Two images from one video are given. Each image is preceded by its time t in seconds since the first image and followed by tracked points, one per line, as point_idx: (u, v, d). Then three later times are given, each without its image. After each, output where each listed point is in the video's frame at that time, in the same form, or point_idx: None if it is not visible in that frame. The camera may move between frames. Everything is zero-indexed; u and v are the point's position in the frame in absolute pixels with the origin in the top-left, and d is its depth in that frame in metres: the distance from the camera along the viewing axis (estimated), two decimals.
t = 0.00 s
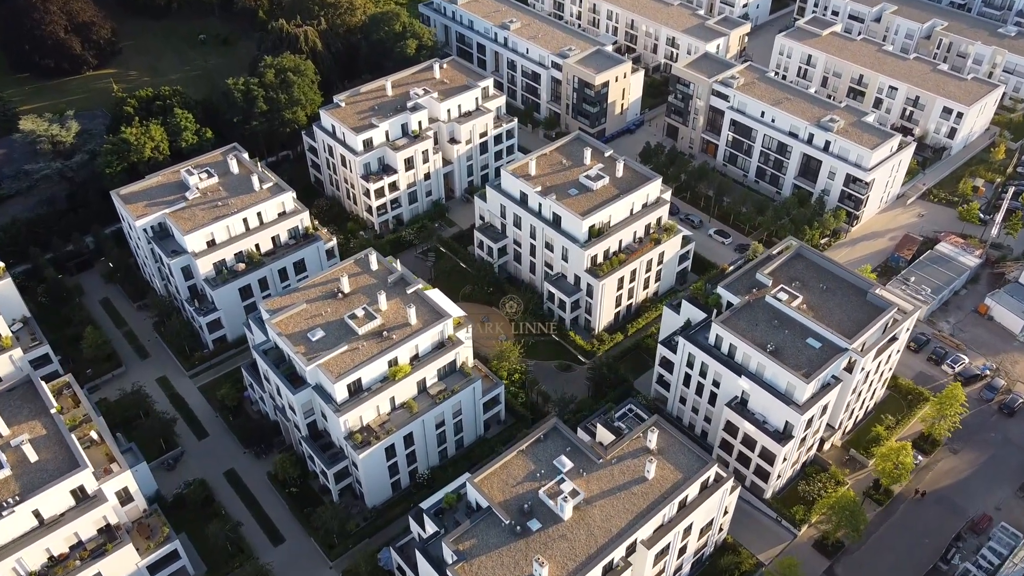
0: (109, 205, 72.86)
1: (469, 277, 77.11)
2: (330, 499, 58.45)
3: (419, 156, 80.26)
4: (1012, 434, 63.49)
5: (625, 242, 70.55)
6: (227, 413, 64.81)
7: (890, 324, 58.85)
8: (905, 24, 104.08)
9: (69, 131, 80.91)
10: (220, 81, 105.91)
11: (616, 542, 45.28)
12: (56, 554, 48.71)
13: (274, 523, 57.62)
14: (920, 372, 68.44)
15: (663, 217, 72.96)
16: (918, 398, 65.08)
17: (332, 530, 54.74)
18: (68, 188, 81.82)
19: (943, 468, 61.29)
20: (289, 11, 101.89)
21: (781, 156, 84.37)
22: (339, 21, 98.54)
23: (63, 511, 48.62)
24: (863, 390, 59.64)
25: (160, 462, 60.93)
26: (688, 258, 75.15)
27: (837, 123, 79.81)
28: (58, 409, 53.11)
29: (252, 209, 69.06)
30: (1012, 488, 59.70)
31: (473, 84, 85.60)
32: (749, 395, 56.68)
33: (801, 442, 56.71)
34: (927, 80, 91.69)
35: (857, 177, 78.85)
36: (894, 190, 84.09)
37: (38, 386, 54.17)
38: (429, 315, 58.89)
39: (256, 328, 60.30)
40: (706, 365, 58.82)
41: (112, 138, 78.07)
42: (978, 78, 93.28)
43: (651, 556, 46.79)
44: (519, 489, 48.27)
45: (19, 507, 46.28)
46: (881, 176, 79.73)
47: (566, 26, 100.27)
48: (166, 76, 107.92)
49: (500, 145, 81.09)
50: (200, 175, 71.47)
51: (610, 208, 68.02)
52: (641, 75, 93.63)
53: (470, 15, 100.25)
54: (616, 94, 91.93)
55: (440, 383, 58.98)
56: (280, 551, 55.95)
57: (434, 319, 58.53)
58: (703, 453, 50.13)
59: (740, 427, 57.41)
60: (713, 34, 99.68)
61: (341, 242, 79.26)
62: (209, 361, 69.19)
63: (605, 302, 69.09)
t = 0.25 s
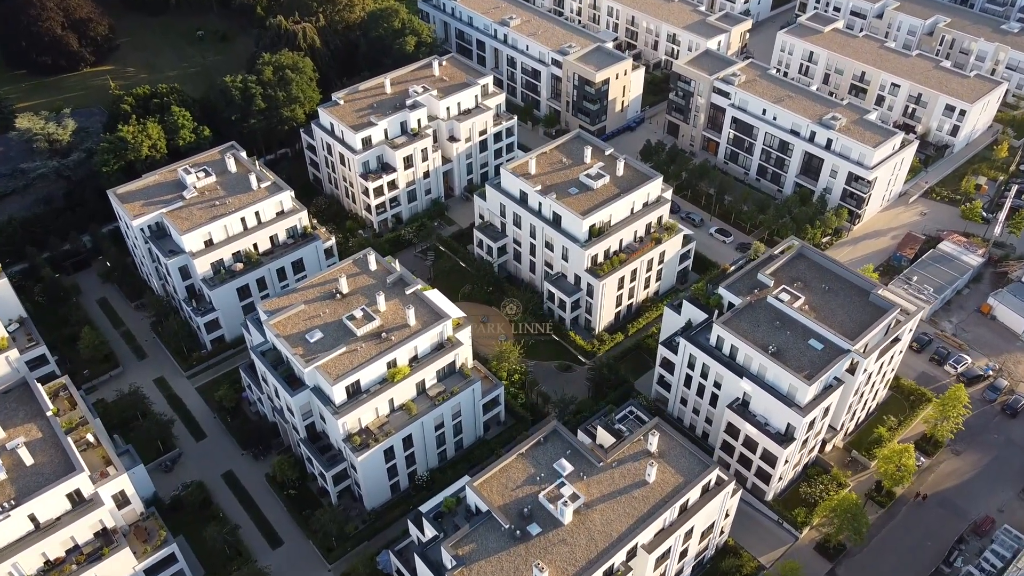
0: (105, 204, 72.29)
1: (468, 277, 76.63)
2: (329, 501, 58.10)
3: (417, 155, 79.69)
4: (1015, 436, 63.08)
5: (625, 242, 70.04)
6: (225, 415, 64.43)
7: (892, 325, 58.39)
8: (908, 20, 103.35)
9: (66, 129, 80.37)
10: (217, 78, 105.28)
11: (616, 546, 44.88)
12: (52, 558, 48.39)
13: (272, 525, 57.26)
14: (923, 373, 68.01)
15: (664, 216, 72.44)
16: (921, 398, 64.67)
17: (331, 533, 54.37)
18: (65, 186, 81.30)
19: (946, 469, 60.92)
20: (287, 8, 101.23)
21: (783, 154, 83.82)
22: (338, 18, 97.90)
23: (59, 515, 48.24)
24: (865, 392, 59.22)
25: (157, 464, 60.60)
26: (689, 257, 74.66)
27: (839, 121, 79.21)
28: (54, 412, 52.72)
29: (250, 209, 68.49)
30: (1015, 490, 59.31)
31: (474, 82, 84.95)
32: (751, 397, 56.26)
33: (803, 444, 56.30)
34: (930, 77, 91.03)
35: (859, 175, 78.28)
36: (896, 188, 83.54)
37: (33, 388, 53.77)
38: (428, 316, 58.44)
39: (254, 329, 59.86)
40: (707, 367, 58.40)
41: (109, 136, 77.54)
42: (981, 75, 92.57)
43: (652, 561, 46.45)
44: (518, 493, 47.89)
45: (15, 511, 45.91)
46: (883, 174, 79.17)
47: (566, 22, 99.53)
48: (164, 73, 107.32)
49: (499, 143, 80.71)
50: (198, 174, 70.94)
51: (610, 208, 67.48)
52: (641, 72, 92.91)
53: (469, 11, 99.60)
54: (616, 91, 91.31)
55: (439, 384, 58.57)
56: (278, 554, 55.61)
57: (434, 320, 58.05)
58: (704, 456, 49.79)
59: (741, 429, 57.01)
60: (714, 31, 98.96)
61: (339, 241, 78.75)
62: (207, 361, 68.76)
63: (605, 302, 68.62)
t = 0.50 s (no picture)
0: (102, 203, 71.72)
1: (468, 276, 76.18)
2: (327, 503, 57.73)
3: (417, 153, 79.11)
4: (1018, 436, 62.71)
5: (626, 242, 69.55)
6: (223, 416, 64.03)
7: (895, 326, 57.95)
8: (910, 16, 102.74)
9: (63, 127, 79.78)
10: (216, 75, 104.61)
11: (616, 551, 44.47)
12: (48, 562, 48.02)
13: (271, 527, 56.90)
14: (925, 373, 67.62)
15: (664, 215, 71.94)
16: (923, 399, 64.26)
17: (329, 535, 54.06)
18: (62, 185, 80.73)
19: (948, 471, 60.54)
20: (286, 5, 100.60)
21: (784, 152, 83.28)
22: (338, 14, 97.04)
23: (55, 519, 47.84)
24: (867, 393, 58.81)
25: (155, 465, 60.21)
26: (689, 256, 74.20)
27: (842, 119, 78.63)
28: (50, 414, 52.30)
29: (247, 208, 67.90)
30: (1018, 492, 58.96)
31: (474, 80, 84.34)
32: (752, 398, 55.82)
33: (805, 446, 55.88)
34: (933, 74, 90.44)
35: (861, 173, 77.68)
36: (898, 186, 83.02)
37: (29, 390, 53.31)
38: (427, 317, 57.99)
39: (252, 330, 59.40)
40: (708, 368, 57.94)
41: (106, 134, 76.95)
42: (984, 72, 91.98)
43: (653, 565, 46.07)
44: (518, 496, 47.49)
45: (10, 516, 45.52)
46: (886, 172, 78.61)
47: (566, 18, 98.89)
48: (161, 70, 106.72)
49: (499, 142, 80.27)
50: (195, 173, 70.38)
51: (611, 207, 66.95)
52: (642, 69, 92.22)
53: (469, 8, 98.90)
54: (616, 89, 90.67)
55: (439, 386, 58.15)
56: (276, 557, 55.25)
57: (433, 321, 57.61)
58: (705, 459, 49.39)
59: (742, 431, 56.58)
60: (715, 27, 98.30)
61: (338, 240, 78.23)
62: (205, 361, 68.30)
63: (605, 302, 68.16)
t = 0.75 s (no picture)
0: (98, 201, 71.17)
1: (467, 275, 75.72)
2: (326, 506, 57.37)
3: (416, 151, 78.54)
4: (1021, 438, 62.33)
5: (626, 241, 69.06)
6: (220, 417, 63.61)
7: (898, 327, 57.52)
8: (912, 13, 102.05)
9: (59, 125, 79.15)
10: (213, 72, 104.00)
11: (617, 556, 44.06)
12: (44, 567, 47.62)
13: (269, 530, 56.55)
14: (928, 373, 67.21)
15: (665, 214, 71.45)
16: (925, 400, 63.85)
17: (328, 539, 53.36)
18: (59, 183, 80.18)
19: (951, 472, 60.18)
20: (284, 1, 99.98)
21: (786, 150, 82.74)
22: (336, 10, 96.60)
23: (50, 523, 47.41)
24: (869, 395, 58.40)
25: (152, 467, 59.83)
26: (690, 256, 73.73)
27: (844, 117, 78.05)
28: (46, 417, 51.88)
29: (245, 208, 67.38)
30: (1021, 494, 58.58)
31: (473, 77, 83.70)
32: (754, 400, 55.40)
33: (806, 448, 55.46)
34: (935, 71, 89.80)
35: (863, 172, 77.12)
36: (900, 184, 82.51)
37: (24, 392, 52.88)
38: (426, 318, 57.54)
39: (250, 331, 58.94)
40: (710, 369, 57.50)
41: (102, 132, 76.35)
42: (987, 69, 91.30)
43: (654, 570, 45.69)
44: (518, 500, 47.11)
45: (6, 521, 45.10)
46: (888, 171, 78.06)
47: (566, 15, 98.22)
48: (159, 66, 106.09)
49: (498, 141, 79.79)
50: (192, 172, 69.82)
51: (611, 207, 66.43)
52: (642, 66, 91.54)
53: (469, 4, 98.24)
54: (616, 86, 90.01)
55: (438, 387, 57.74)
56: (275, 560, 54.89)
57: (432, 323, 57.15)
58: (706, 463, 48.98)
59: (744, 433, 56.17)
60: (717, 24, 97.58)
61: (337, 239, 77.77)
62: (203, 362, 67.91)
63: (606, 302, 67.72)
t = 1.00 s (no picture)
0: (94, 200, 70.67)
1: (467, 275, 75.25)
2: (324, 508, 57.01)
3: (415, 150, 78.02)
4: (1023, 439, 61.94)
5: (627, 241, 68.59)
6: (218, 418, 63.20)
7: (900, 329, 57.09)
8: (914, 9, 101.41)
9: (55, 123, 78.57)
10: (211, 69, 103.41)
11: (618, 561, 43.68)
12: (40, 570, 47.27)
13: (267, 532, 56.20)
14: (930, 374, 66.81)
15: (666, 213, 70.97)
16: (927, 401, 63.48)
17: (326, 542, 52.85)
18: (56, 181, 79.69)
19: (953, 474, 59.81)
20: None
21: (787, 148, 82.21)
22: (334, 7, 96.23)
23: (46, 527, 47.02)
24: (871, 396, 58.00)
25: (149, 469, 59.46)
26: (691, 255, 73.26)
27: (846, 115, 77.48)
28: (42, 419, 51.53)
29: (243, 207, 66.85)
30: None
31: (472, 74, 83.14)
32: (755, 402, 55.00)
33: (808, 451, 55.07)
34: (938, 68, 89.16)
35: (865, 170, 76.57)
36: (902, 183, 82.00)
37: (20, 395, 52.55)
38: (425, 320, 57.10)
39: (248, 332, 58.53)
40: (711, 371, 57.10)
41: (99, 130, 75.81)
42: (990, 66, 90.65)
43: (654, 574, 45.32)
44: (518, 504, 46.74)
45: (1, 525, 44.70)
46: (890, 169, 77.52)
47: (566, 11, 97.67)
48: (156, 63, 105.49)
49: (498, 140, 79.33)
50: (189, 172, 69.33)
51: (612, 206, 65.94)
52: (643, 63, 90.81)
53: (468, 0, 97.57)
54: (616, 84, 89.37)
55: (437, 389, 57.35)
56: (273, 563, 54.56)
57: (431, 324, 56.72)
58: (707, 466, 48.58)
59: (745, 436, 55.79)
60: (718, 20, 96.88)
61: (335, 238, 77.33)
62: (201, 362, 67.50)
63: (606, 303, 67.29)
